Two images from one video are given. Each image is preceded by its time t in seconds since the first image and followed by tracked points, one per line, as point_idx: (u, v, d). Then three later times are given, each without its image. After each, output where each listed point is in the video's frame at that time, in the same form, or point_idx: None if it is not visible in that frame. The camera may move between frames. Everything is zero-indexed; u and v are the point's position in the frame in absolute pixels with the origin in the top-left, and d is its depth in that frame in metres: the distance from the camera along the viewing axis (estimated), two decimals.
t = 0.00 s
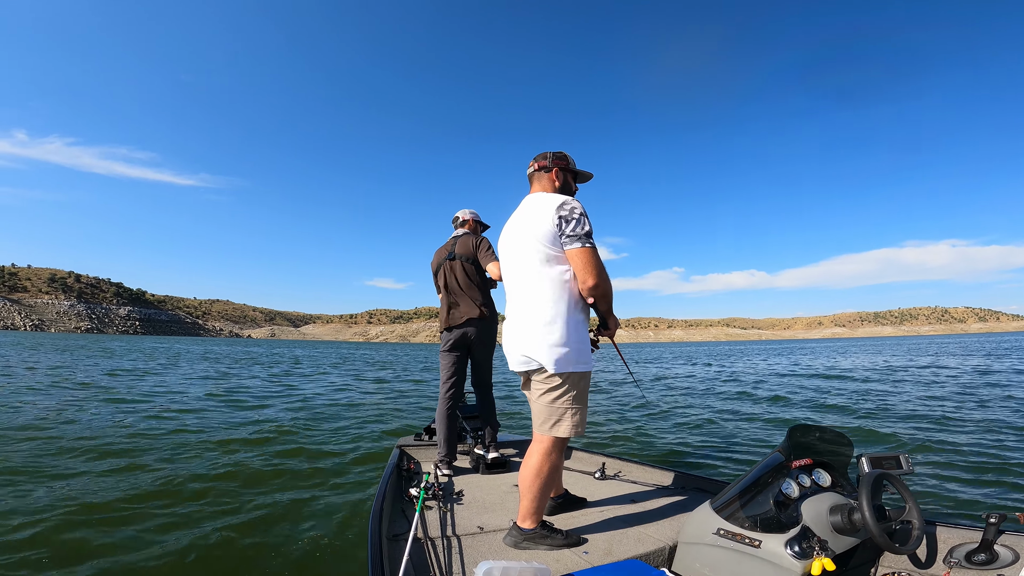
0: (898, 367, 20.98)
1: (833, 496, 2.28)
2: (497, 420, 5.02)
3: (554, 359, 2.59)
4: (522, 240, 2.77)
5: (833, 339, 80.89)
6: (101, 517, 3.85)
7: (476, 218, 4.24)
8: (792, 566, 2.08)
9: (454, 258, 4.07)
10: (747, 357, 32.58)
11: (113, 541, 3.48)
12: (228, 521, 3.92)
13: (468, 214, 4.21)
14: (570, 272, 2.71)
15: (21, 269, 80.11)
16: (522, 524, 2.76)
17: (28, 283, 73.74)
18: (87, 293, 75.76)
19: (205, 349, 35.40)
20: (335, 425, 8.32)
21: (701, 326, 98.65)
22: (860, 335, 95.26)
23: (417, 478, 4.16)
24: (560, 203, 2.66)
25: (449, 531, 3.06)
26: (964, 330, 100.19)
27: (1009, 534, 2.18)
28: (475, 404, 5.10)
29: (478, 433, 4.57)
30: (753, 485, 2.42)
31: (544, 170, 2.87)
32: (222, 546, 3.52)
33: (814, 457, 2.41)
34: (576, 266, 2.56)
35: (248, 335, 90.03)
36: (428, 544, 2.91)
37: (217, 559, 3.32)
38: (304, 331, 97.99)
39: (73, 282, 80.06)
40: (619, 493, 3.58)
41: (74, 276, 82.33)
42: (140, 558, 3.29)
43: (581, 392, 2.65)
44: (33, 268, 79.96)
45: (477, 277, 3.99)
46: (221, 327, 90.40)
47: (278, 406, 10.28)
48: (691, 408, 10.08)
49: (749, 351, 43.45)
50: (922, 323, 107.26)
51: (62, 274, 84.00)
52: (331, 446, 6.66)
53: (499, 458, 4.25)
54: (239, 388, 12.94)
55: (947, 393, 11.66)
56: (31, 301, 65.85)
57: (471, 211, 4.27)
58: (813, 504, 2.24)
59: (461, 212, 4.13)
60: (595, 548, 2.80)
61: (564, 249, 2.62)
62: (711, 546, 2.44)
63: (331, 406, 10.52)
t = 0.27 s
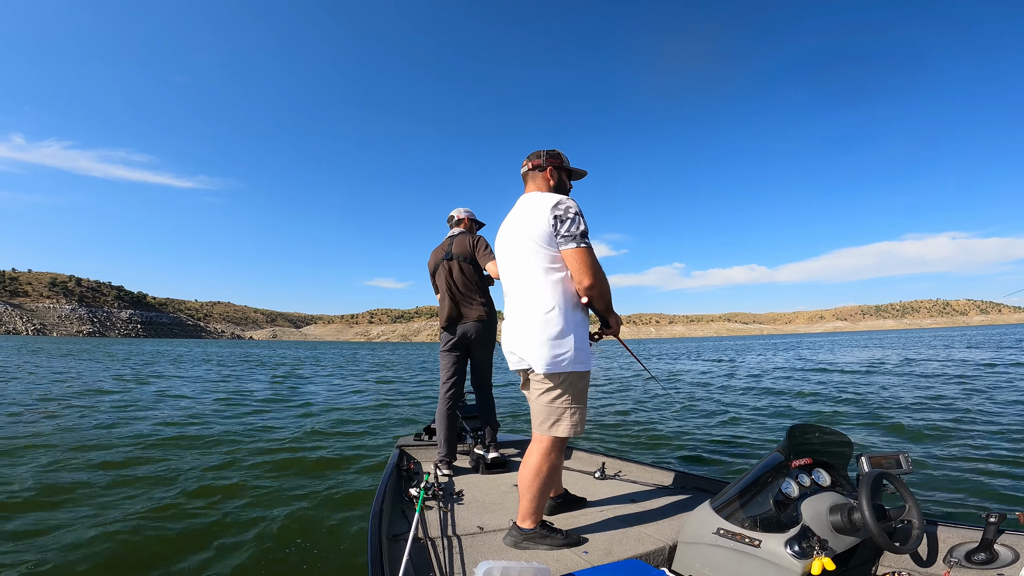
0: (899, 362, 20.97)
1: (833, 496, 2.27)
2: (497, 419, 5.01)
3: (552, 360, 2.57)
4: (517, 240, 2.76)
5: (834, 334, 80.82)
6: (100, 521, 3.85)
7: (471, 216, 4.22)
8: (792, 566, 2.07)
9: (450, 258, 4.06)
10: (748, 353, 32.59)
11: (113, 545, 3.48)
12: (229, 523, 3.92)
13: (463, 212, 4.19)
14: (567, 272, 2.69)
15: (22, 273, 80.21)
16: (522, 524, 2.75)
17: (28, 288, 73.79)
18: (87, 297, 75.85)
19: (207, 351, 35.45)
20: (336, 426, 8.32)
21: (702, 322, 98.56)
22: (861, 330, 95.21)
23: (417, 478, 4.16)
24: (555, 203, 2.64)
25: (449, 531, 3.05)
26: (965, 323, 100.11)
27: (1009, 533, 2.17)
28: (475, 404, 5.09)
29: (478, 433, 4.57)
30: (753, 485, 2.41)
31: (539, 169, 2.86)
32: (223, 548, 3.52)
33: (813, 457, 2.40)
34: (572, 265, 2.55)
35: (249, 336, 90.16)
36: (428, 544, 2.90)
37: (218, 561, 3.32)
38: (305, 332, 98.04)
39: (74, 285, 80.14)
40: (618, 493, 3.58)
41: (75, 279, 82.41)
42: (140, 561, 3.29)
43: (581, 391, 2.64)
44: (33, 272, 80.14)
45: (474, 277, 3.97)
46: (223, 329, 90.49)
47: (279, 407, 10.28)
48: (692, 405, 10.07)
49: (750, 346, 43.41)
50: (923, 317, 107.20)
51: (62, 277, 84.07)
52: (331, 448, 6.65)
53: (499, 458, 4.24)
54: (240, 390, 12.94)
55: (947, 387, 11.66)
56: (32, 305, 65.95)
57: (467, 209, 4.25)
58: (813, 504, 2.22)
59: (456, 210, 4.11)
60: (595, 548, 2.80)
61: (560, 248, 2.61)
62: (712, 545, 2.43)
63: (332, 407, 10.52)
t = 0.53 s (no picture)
0: (899, 362, 20.95)
1: (832, 496, 2.27)
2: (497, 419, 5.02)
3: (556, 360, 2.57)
4: (522, 240, 2.76)
5: (836, 334, 80.65)
6: (101, 521, 3.87)
7: (471, 215, 4.23)
8: (792, 566, 2.07)
9: (451, 258, 4.06)
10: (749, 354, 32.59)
11: (113, 545, 3.49)
12: (228, 523, 3.93)
13: (463, 211, 4.20)
14: (571, 272, 2.69)
15: (25, 273, 80.50)
16: (523, 524, 2.75)
17: (31, 287, 74.01)
18: (90, 296, 76.12)
19: (209, 350, 35.49)
20: (336, 426, 8.34)
21: (704, 322, 98.45)
22: (863, 330, 95.00)
23: (417, 478, 4.16)
24: (558, 202, 2.65)
25: (450, 531, 3.06)
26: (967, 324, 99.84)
27: (1009, 533, 2.17)
28: (475, 404, 5.10)
29: (478, 433, 4.57)
30: (753, 485, 2.41)
31: (542, 169, 2.86)
32: (222, 549, 3.52)
33: (813, 457, 2.39)
34: (575, 266, 2.55)
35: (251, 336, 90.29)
36: (428, 544, 2.91)
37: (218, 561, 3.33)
38: (306, 332, 98.17)
39: (77, 285, 80.41)
40: (618, 493, 3.58)
41: (78, 278, 82.61)
42: (140, 561, 3.30)
43: (586, 391, 2.63)
44: (36, 272, 80.38)
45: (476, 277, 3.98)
46: (225, 328, 90.73)
47: (280, 407, 10.28)
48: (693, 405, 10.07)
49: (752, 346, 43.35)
50: (926, 317, 106.97)
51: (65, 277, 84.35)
52: (332, 448, 6.67)
53: (499, 458, 4.24)
54: (241, 390, 12.95)
55: (949, 388, 11.63)
56: (35, 305, 66.15)
57: (467, 208, 4.25)
58: (813, 504, 2.22)
59: (456, 209, 4.12)
60: (595, 548, 2.80)
61: (563, 248, 2.61)
62: (712, 545, 2.43)
63: (332, 407, 10.54)
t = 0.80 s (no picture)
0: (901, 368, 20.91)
1: (833, 496, 2.28)
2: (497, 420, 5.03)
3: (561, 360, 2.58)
4: (529, 240, 2.78)
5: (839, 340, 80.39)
6: (103, 518, 3.88)
7: (475, 215, 4.24)
8: (792, 566, 2.08)
9: (456, 258, 4.08)
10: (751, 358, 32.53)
11: (115, 543, 3.52)
12: (229, 522, 3.93)
13: (467, 211, 4.22)
14: (578, 272, 2.70)
15: (30, 268, 80.92)
16: (524, 524, 2.76)
17: (36, 283, 74.31)
18: (95, 292, 76.45)
19: (211, 348, 35.55)
20: (337, 425, 8.38)
21: (706, 326, 98.27)
22: (866, 336, 94.70)
23: (417, 478, 4.17)
24: (567, 203, 2.66)
25: (449, 531, 3.07)
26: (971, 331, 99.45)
27: (1009, 533, 2.17)
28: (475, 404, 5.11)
29: (478, 433, 4.59)
30: (753, 485, 2.42)
31: (551, 168, 2.87)
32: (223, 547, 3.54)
33: (814, 457, 2.40)
34: (583, 266, 2.56)
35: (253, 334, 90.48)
36: (427, 544, 2.92)
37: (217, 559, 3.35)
38: (309, 331, 98.34)
39: (81, 281, 80.73)
40: (618, 493, 3.58)
41: (82, 275, 82.92)
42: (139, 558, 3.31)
43: (590, 391, 2.64)
44: (40, 268, 80.74)
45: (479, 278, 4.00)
46: (228, 326, 90.98)
47: (281, 406, 10.30)
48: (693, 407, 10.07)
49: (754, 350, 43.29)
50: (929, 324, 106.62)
51: (70, 273, 84.73)
52: (332, 446, 6.68)
53: (499, 458, 4.25)
54: (242, 388, 12.98)
55: (951, 393, 11.60)
56: (39, 301, 66.41)
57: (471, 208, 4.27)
58: (813, 504, 2.23)
59: (460, 209, 4.13)
60: (595, 548, 2.81)
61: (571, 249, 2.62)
62: (712, 545, 2.43)
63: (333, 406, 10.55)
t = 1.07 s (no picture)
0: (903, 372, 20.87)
1: (833, 496, 2.28)
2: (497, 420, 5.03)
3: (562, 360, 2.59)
4: (533, 239, 2.79)
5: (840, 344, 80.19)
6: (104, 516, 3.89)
7: (477, 215, 4.25)
8: (792, 566, 2.08)
9: (457, 257, 4.10)
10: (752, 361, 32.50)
11: (116, 541, 3.52)
12: (229, 520, 3.94)
13: (469, 211, 4.23)
14: (581, 272, 2.71)
15: (33, 266, 81.20)
16: (524, 524, 2.76)
17: (39, 281, 74.54)
18: (97, 291, 76.69)
19: (213, 348, 35.61)
20: (338, 425, 8.39)
21: (708, 329, 98.15)
22: (868, 341, 94.50)
23: (417, 478, 4.18)
24: (571, 203, 2.67)
25: (449, 531, 3.07)
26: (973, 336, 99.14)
27: (1009, 534, 2.17)
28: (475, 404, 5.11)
29: (478, 433, 4.59)
30: (753, 485, 2.42)
31: (556, 168, 2.88)
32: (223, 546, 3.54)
33: (814, 457, 2.40)
34: (586, 266, 2.57)
35: (255, 334, 90.65)
36: (427, 544, 2.92)
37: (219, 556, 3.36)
38: (310, 331, 98.49)
39: (84, 280, 80.98)
40: (618, 493, 3.59)
41: (85, 274, 83.16)
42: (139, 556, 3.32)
43: (590, 392, 2.65)
44: (44, 266, 81.02)
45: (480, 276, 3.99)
46: (230, 326, 91.19)
47: (282, 406, 10.32)
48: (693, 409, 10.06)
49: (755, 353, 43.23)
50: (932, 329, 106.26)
51: (73, 271, 85.02)
52: (333, 446, 6.69)
53: (499, 458, 4.26)
54: (243, 387, 13.00)
55: (953, 397, 11.58)
56: (42, 299, 66.61)
57: (473, 207, 4.28)
58: (813, 504, 2.23)
59: (462, 209, 4.15)
60: (595, 548, 2.81)
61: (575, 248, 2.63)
62: (711, 545, 2.43)
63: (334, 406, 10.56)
